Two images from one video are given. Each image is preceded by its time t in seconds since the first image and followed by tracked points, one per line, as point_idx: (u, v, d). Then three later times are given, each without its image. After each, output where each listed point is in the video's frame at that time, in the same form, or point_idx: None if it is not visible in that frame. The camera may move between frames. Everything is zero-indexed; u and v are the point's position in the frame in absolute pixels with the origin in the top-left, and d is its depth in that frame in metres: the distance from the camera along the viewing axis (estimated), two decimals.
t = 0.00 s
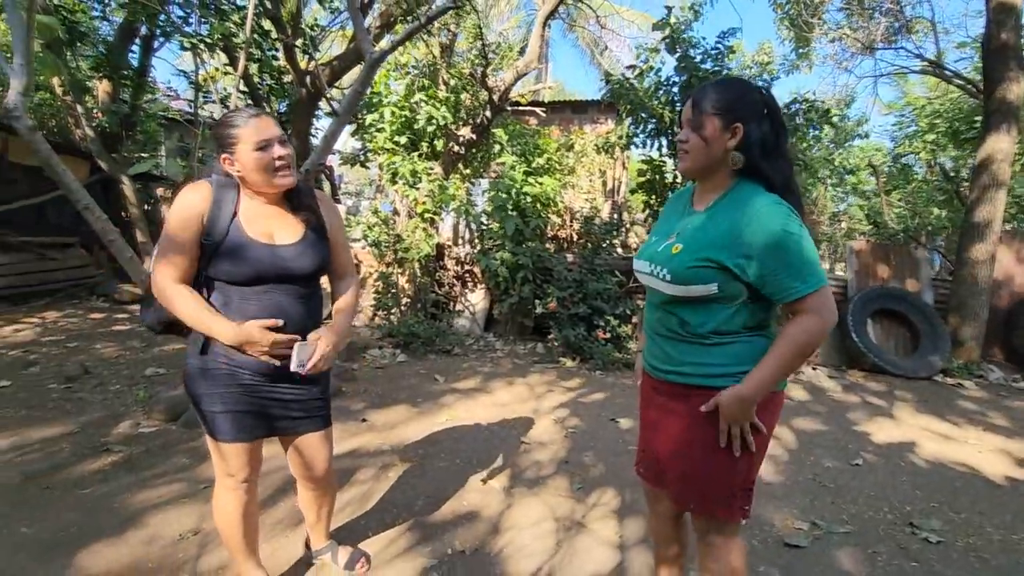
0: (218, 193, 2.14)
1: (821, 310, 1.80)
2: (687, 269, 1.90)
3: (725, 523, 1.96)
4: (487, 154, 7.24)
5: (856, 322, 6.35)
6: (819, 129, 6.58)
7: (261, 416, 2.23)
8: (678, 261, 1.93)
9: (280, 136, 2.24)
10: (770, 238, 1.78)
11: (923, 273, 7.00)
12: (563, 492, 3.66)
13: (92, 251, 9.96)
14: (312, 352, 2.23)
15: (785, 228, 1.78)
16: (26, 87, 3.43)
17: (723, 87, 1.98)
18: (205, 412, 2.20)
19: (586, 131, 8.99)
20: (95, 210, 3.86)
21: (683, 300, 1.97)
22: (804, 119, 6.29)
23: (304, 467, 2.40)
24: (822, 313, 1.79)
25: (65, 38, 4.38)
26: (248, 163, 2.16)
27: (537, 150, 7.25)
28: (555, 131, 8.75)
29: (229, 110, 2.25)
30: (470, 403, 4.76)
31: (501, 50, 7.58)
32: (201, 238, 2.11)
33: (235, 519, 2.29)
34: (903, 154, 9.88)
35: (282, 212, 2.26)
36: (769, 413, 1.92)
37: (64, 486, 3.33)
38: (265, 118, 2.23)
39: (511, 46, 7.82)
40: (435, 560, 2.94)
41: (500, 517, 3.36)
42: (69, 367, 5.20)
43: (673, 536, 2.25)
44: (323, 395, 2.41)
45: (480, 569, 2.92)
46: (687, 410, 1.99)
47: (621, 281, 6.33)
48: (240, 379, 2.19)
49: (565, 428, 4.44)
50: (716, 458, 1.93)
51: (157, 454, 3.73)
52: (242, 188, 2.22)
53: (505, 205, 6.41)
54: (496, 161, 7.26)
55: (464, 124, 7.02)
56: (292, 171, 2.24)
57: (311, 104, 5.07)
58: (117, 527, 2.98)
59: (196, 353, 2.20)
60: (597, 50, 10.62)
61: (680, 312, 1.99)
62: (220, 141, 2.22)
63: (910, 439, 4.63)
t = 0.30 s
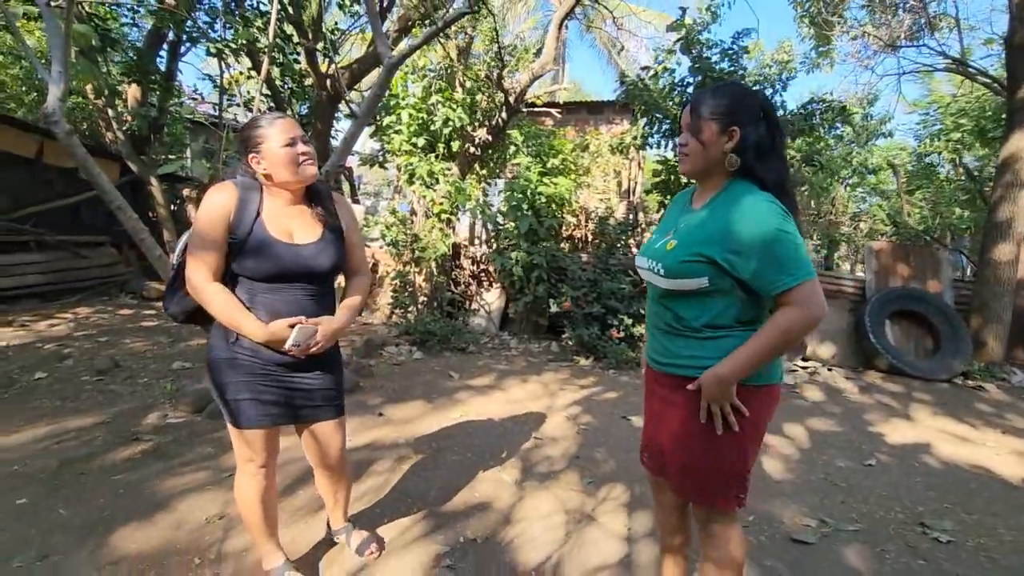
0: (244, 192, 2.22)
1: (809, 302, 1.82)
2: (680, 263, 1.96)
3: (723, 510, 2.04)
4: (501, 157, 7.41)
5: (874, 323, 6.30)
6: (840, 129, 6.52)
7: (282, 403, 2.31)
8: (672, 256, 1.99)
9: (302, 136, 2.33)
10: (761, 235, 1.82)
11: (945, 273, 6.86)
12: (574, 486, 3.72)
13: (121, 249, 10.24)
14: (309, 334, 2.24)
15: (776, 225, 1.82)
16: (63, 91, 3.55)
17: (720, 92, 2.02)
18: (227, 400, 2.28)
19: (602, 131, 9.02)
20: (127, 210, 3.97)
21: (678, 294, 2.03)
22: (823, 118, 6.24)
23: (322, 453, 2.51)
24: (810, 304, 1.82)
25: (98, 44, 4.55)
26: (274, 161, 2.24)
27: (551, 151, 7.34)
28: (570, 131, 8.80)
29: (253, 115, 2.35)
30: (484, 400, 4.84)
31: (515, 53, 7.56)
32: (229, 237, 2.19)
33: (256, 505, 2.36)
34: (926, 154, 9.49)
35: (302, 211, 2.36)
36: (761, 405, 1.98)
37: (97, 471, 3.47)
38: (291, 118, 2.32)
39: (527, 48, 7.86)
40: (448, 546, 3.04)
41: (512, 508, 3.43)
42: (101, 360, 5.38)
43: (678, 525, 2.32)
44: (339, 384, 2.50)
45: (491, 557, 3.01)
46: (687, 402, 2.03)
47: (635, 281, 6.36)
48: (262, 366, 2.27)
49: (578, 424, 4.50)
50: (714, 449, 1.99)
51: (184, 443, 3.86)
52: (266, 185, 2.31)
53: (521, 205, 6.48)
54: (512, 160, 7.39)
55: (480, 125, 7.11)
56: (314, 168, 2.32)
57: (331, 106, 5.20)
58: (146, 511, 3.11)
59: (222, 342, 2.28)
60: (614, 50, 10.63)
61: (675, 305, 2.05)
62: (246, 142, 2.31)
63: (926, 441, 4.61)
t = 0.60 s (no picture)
0: (258, 197, 2.29)
1: (792, 299, 1.89)
2: (670, 261, 2.06)
3: (720, 503, 2.15)
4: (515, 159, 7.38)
5: (890, 325, 6.23)
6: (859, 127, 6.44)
7: (302, 395, 2.38)
8: (663, 254, 2.09)
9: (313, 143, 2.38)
10: (746, 233, 1.92)
11: (964, 274, 6.69)
12: (582, 483, 3.76)
13: (144, 249, 10.46)
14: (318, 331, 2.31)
15: (761, 223, 1.92)
16: (89, 96, 3.61)
17: (709, 97, 2.15)
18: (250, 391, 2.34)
19: (615, 132, 9.03)
20: (150, 210, 4.08)
21: (669, 291, 2.13)
22: (838, 117, 6.21)
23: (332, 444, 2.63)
24: (792, 300, 1.88)
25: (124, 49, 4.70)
26: (287, 167, 2.31)
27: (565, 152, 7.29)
28: (583, 132, 8.80)
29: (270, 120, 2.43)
30: (495, 398, 4.90)
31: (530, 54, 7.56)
32: (245, 238, 2.27)
33: (276, 496, 2.40)
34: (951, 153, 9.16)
35: (313, 213, 2.42)
36: (753, 403, 2.09)
37: (122, 462, 3.59)
38: (302, 124, 2.37)
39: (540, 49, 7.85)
40: (455, 539, 3.11)
41: (520, 504, 3.49)
42: (125, 356, 5.53)
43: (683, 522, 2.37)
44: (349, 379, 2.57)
45: (499, 550, 3.07)
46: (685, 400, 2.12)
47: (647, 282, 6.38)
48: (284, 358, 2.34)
49: (587, 423, 4.54)
50: (713, 446, 2.10)
51: (203, 437, 3.97)
52: (279, 188, 2.37)
53: (533, 206, 6.54)
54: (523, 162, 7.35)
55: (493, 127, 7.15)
56: (326, 171, 2.39)
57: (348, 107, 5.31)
58: (168, 501, 3.22)
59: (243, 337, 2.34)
60: (629, 50, 10.60)
61: (667, 301, 2.16)
62: (261, 149, 2.37)
63: (940, 444, 4.57)
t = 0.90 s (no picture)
0: (284, 206, 2.32)
1: (784, 299, 1.93)
2: (666, 262, 2.10)
3: (717, 504, 2.15)
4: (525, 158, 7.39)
5: (905, 328, 6.15)
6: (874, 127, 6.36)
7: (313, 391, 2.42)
8: (660, 255, 2.13)
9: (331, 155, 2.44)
10: (741, 233, 1.96)
11: (981, 275, 6.59)
12: (588, 485, 3.77)
13: (160, 251, 10.62)
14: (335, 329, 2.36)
15: (755, 225, 1.96)
16: (106, 102, 3.66)
17: (702, 102, 2.16)
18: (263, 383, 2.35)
19: (625, 133, 9.00)
20: (164, 213, 4.13)
21: (666, 293, 2.16)
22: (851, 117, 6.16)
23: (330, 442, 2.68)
24: (784, 300, 1.93)
25: (139, 54, 4.79)
26: (309, 179, 2.37)
27: (574, 153, 6.99)
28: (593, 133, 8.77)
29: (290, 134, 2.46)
30: (503, 399, 4.92)
31: (539, 56, 7.61)
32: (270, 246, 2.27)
33: (286, 490, 2.40)
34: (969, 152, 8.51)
35: (329, 222, 2.48)
36: (750, 405, 2.12)
37: (135, 460, 3.67)
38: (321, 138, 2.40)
39: (550, 51, 7.85)
40: (460, 540, 3.14)
41: (526, 505, 3.50)
42: (139, 356, 5.63)
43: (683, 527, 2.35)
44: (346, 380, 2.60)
45: (504, 551, 3.09)
46: (687, 399, 2.12)
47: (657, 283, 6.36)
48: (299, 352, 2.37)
49: (595, 425, 4.54)
50: (714, 445, 2.10)
51: (215, 437, 4.03)
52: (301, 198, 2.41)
53: (543, 207, 6.53)
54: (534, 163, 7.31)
55: (502, 128, 7.17)
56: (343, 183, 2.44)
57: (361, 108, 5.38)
58: (180, 499, 3.28)
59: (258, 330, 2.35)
60: (639, 50, 10.54)
61: (663, 302, 2.19)
62: (280, 162, 2.40)
63: (954, 448, 4.52)
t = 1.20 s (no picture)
0: (291, 206, 2.33)
1: (774, 304, 1.90)
2: (665, 262, 2.09)
3: (712, 508, 2.13)
4: (532, 159, 7.32)
5: (919, 333, 6.04)
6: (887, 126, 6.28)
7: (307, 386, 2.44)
8: (660, 255, 2.12)
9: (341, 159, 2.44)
10: (737, 234, 1.94)
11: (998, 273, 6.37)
12: (593, 489, 3.74)
13: (171, 251, 10.72)
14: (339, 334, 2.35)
15: (753, 228, 1.93)
16: (113, 102, 3.69)
17: (702, 103, 2.13)
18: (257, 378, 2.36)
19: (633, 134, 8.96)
20: (172, 213, 4.17)
21: (664, 294, 2.15)
22: (866, 119, 6.17)
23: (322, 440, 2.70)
24: (772, 305, 1.90)
25: (150, 55, 4.83)
26: (316, 182, 2.35)
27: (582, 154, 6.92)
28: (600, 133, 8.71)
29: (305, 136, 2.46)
30: (509, 401, 4.91)
31: (546, 57, 7.59)
32: (277, 245, 2.29)
33: (276, 486, 2.41)
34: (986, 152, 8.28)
35: (332, 224, 2.49)
36: (750, 410, 2.09)
37: (140, 460, 3.70)
38: (333, 144, 2.40)
39: (557, 52, 7.84)
40: (462, 544, 3.13)
41: (530, 508, 3.49)
42: (147, 357, 5.68)
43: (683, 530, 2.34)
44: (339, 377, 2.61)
45: (507, 555, 3.07)
46: (681, 403, 2.10)
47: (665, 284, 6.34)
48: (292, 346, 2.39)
49: (601, 428, 4.51)
50: (712, 449, 2.07)
51: (220, 437, 4.05)
52: (307, 200, 2.41)
53: (550, 208, 6.49)
54: (541, 164, 7.28)
55: (510, 129, 7.16)
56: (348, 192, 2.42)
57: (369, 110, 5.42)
58: (184, 499, 3.30)
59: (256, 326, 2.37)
60: (648, 50, 10.49)
61: (660, 303, 2.17)
62: (294, 161, 2.39)
63: (968, 454, 4.44)
